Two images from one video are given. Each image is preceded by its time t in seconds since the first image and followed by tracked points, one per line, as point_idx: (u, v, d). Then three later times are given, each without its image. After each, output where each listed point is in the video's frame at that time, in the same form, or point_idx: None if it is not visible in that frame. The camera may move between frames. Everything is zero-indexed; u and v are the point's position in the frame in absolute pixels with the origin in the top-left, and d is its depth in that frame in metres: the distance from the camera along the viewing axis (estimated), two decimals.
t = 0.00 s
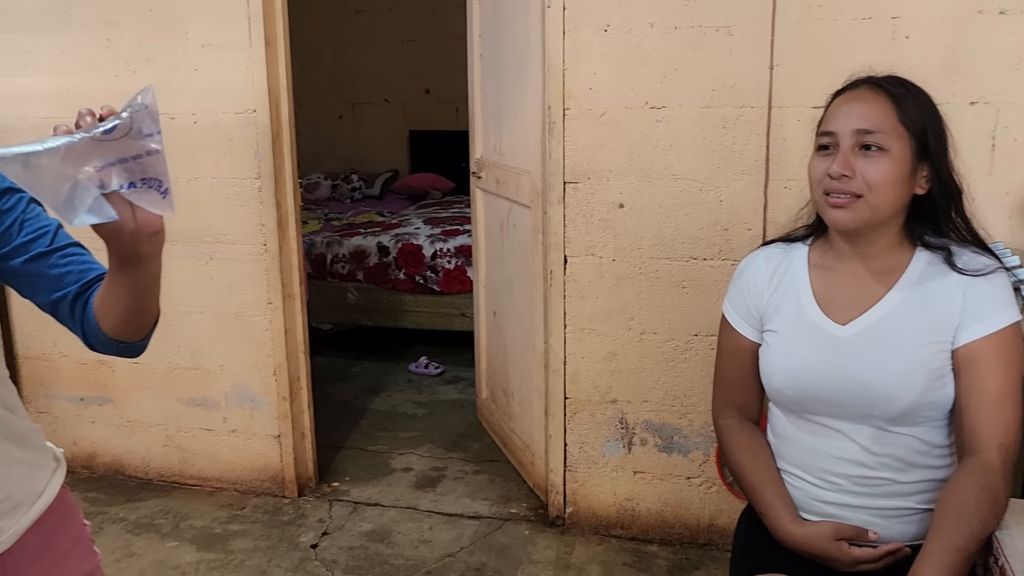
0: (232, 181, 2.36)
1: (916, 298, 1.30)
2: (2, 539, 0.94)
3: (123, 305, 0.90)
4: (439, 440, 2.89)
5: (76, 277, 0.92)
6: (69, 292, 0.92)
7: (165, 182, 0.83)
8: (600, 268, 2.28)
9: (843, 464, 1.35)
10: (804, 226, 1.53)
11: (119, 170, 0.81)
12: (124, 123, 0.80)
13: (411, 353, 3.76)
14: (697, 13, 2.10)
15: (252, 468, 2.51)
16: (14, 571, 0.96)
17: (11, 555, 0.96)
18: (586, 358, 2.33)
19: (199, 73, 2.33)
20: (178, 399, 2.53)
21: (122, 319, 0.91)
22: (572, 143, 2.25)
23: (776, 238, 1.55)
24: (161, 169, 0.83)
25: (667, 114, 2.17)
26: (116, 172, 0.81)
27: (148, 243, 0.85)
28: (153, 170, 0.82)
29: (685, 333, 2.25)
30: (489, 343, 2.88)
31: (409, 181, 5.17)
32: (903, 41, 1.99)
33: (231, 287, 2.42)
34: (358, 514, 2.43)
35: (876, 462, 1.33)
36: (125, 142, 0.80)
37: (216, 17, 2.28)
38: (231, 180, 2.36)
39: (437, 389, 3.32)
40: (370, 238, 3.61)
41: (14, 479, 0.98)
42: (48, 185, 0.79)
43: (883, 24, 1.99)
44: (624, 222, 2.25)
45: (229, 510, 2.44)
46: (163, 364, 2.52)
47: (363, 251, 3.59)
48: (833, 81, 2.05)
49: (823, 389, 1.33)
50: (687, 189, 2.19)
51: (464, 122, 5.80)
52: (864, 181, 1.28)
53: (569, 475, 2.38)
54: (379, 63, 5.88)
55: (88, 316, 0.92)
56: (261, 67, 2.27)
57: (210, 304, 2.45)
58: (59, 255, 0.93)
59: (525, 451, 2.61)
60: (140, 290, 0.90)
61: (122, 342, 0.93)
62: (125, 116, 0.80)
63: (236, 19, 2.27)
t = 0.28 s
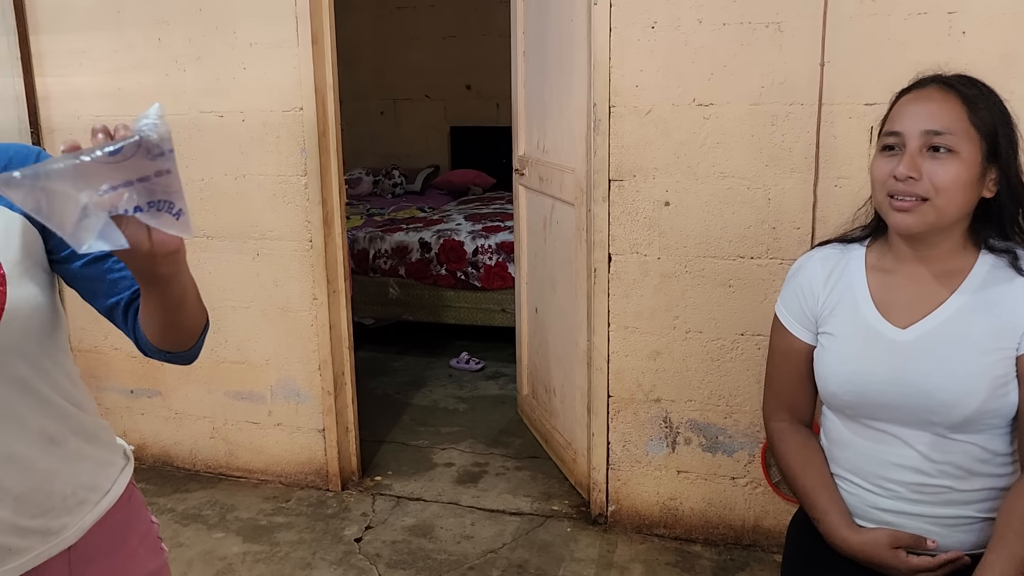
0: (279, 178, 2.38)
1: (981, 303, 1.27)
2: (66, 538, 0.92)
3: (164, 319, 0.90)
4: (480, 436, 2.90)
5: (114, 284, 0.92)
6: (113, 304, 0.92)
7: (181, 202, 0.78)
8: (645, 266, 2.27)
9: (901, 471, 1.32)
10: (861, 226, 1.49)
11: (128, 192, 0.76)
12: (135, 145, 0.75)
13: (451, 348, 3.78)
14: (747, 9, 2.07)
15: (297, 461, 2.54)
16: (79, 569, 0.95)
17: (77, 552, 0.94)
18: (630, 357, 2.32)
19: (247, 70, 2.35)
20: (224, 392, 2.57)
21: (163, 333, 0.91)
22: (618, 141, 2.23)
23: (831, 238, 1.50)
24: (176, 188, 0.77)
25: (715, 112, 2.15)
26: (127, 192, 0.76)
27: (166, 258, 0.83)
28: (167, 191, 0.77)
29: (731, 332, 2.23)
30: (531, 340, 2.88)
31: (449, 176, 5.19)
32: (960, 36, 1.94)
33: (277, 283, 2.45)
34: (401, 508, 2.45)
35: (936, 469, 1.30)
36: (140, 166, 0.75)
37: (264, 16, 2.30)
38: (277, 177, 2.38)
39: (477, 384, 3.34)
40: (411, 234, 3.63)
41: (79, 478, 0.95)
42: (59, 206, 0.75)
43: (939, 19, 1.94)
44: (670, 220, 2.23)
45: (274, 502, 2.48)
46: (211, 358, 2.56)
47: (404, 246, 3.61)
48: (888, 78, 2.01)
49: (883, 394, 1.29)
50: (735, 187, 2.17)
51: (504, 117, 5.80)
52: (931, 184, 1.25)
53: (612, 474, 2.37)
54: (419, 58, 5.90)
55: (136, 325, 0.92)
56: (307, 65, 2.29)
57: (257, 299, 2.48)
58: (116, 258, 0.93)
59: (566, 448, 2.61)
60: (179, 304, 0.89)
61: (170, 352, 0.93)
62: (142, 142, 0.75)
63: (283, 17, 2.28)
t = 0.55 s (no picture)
0: (310, 171, 2.40)
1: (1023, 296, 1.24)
2: (106, 520, 0.93)
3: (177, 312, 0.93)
4: (508, 430, 2.90)
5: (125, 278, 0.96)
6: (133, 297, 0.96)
7: (137, 193, 0.79)
8: (675, 260, 2.26)
9: (938, 467, 1.29)
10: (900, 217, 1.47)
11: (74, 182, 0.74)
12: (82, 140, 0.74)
13: (479, 342, 3.79)
14: None
15: (327, 452, 2.56)
16: (119, 554, 0.95)
17: (117, 536, 0.95)
18: (659, 351, 2.31)
19: (279, 65, 2.37)
20: (255, 384, 2.60)
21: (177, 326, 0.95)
22: (649, 133, 2.22)
23: (869, 229, 1.49)
24: (130, 180, 0.78)
25: (747, 104, 2.13)
26: (73, 183, 0.74)
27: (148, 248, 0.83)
28: (119, 182, 0.77)
29: (761, 327, 2.21)
30: (559, 333, 2.88)
31: (477, 171, 5.20)
32: (999, 26, 1.90)
33: (308, 275, 2.47)
34: (429, 501, 2.46)
35: (974, 465, 1.27)
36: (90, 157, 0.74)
37: (296, 10, 2.32)
38: (309, 170, 2.40)
39: (505, 378, 3.34)
40: (440, 228, 3.64)
41: (118, 462, 0.96)
42: None
43: (978, 8, 1.90)
44: (701, 213, 2.22)
45: (304, 493, 2.50)
46: (243, 350, 2.59)
47: (433, 241, 3.62)
48: (925, 69, 1.97)
49: (921, 387, 1.27)
50: (767, 180, 2.15)
51: (533, 112, 5.79)
52: (974, 175, 1.23)
53: (641, 468, 2.37)
54: (447, 54, 5.91)
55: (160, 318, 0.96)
56: (338, 58, 2.30)
57: (288, 291, 2.50)
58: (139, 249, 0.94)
59: (594, 442, 2.61)
60: (173, 290, 0.90)
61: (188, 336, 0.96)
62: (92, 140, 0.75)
63: (315, 11, 2.30)
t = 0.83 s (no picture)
0: (338, 167, 2.42)
1: None
2: (146, 506, 0.96)
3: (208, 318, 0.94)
4: (533, 425, 2.91)
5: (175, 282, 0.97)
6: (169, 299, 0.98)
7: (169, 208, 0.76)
8: (702, 255, 2.25)
9: (970, 464, 1.28)
10: (933, 212, 1.46)
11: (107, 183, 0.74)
12: (125, 140, 0.73)
13: (504, 337, 3.80)
14: None
15: (354, 445, 2.59)
16: (157, 539, 0.97)
17: (155, 522, 0.97)
18: (686, 346, 2.30)
19: (307, 61, 2.39)
20: (284, 377, 2.62)
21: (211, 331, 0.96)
22: (676, 129, 2.22)
23: (901, 224, 1.47)
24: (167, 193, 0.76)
25: (775, 99, 2.11)
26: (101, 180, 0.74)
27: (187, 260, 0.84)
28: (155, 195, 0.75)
29: (789, 323, 2.20)
30: (584, 329, 2.88)
31: (502, 167, 5.21)
32: None
33: (335, 270, 2.49)
34: (455, 494, 2.47)
35: (1007, 462, 1.26)
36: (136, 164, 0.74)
37: (324, 7, 2.34)
38: (337, 166, 2.42)
39: (530, 373, 3.35)
40: (465, 224, 3.66)
41: (158, 450, 0.98)
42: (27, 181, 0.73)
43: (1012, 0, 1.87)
44: (729, 209, 2.21)
45: (331, 486, 2.53)
46: (271, 344, 2.62)
47: (458, 236, 3.64)
48: (958, 63, 1.95)
49: (954, 384, 1.25)
50: (795, 175, 2.13)
51: (558, 108, 5.79)
52: (1012, 171, 1.22)
53: (666, 464, 2.36)
54: (472, 50, 5.93)
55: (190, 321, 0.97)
56: (366, 55, 2.32)
57: (316, 286, 2.52)
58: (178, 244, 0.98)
59: (619, 438, 2.61)
60: (202, 298, 0.92)
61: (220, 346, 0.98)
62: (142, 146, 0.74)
63: (343, 8, 2.32)
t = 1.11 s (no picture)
0: (364, 164, 2.43)
1: None
2: (187, 496, 0.97)
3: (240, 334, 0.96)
4: (557, 422, 2.91)
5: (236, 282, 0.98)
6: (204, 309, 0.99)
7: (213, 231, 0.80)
8: (729, 253, 2.24)
9: (1007, 465, 1.27)
10: (970, 210, 1.44)
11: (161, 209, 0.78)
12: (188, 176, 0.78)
13: (527, 335, 3.80)
14: None
15: (379, 441, 2.60)
16: (198, 527, 0.98)
17: (196, 512, 0.98)
18: (713, 345, 2.29)
19: (334, 58, 2.40)
20: (309, 373, 2.64)
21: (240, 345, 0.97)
22: (703, 126, 2.21)
23: (936, 222, 1.45)
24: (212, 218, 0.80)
25: (805, 96, 2.10)
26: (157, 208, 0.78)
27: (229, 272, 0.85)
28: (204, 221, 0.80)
29: (817, 322, 2.19)
30: (608, 326, 2.87)
31: (525, 165, 5.21)
32: None
33: (361, 267, 2.50)
34: (479, 491, 2.48)
35: None
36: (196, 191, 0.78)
37: (352, 4, 2.35)
38: (363, 163, 2.43)
39: (553, 371, 3.35)
40: (488, 221, 3.66)
41: (200, 442, 0.99)
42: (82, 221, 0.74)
43: None
44: (756, 207, 2.19)
45: (356, 481, 2.54)
46: (298, 340, 2.63)
47: (482, 234, 3.65)
48: (993, 59, 1.92)
49: (992, 385, 1.24)
50: (825, 173, 2.12)
51: (581, 106, 5.78)
52: None
53: (692, 463, 2.36)
54: (496, 48, 5.93)
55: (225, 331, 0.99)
56: (393, 52, 2.33)
57: (341, 283, 2.54)
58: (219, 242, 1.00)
59: (644, 436, 2.60)
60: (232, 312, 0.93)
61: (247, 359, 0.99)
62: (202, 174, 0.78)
63: (371, 6, 2.33)
